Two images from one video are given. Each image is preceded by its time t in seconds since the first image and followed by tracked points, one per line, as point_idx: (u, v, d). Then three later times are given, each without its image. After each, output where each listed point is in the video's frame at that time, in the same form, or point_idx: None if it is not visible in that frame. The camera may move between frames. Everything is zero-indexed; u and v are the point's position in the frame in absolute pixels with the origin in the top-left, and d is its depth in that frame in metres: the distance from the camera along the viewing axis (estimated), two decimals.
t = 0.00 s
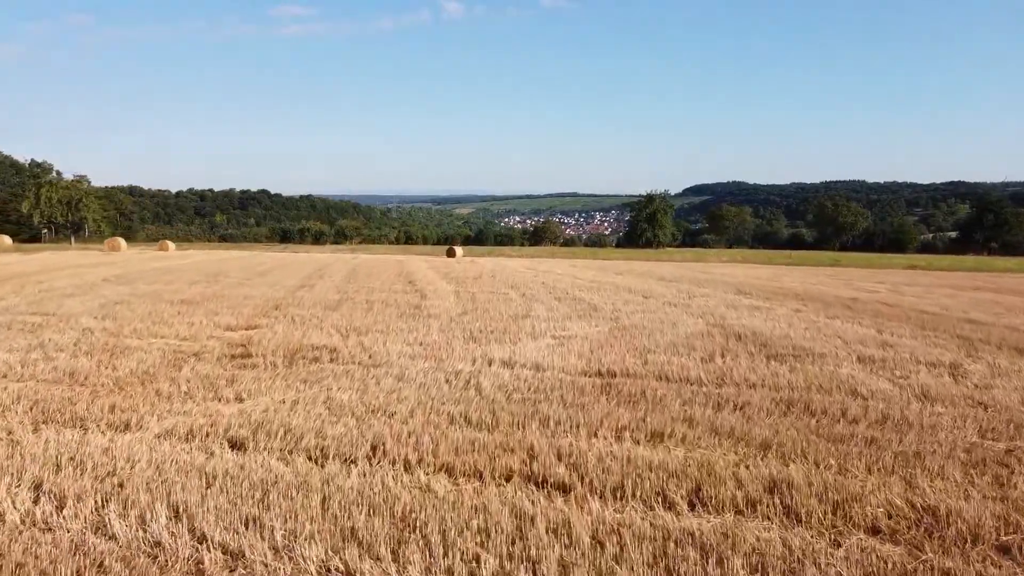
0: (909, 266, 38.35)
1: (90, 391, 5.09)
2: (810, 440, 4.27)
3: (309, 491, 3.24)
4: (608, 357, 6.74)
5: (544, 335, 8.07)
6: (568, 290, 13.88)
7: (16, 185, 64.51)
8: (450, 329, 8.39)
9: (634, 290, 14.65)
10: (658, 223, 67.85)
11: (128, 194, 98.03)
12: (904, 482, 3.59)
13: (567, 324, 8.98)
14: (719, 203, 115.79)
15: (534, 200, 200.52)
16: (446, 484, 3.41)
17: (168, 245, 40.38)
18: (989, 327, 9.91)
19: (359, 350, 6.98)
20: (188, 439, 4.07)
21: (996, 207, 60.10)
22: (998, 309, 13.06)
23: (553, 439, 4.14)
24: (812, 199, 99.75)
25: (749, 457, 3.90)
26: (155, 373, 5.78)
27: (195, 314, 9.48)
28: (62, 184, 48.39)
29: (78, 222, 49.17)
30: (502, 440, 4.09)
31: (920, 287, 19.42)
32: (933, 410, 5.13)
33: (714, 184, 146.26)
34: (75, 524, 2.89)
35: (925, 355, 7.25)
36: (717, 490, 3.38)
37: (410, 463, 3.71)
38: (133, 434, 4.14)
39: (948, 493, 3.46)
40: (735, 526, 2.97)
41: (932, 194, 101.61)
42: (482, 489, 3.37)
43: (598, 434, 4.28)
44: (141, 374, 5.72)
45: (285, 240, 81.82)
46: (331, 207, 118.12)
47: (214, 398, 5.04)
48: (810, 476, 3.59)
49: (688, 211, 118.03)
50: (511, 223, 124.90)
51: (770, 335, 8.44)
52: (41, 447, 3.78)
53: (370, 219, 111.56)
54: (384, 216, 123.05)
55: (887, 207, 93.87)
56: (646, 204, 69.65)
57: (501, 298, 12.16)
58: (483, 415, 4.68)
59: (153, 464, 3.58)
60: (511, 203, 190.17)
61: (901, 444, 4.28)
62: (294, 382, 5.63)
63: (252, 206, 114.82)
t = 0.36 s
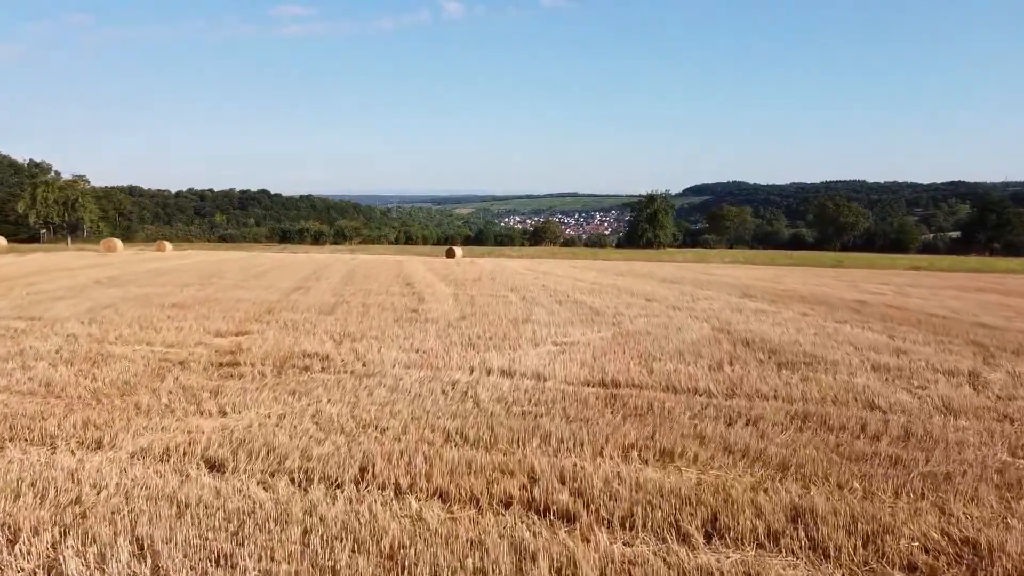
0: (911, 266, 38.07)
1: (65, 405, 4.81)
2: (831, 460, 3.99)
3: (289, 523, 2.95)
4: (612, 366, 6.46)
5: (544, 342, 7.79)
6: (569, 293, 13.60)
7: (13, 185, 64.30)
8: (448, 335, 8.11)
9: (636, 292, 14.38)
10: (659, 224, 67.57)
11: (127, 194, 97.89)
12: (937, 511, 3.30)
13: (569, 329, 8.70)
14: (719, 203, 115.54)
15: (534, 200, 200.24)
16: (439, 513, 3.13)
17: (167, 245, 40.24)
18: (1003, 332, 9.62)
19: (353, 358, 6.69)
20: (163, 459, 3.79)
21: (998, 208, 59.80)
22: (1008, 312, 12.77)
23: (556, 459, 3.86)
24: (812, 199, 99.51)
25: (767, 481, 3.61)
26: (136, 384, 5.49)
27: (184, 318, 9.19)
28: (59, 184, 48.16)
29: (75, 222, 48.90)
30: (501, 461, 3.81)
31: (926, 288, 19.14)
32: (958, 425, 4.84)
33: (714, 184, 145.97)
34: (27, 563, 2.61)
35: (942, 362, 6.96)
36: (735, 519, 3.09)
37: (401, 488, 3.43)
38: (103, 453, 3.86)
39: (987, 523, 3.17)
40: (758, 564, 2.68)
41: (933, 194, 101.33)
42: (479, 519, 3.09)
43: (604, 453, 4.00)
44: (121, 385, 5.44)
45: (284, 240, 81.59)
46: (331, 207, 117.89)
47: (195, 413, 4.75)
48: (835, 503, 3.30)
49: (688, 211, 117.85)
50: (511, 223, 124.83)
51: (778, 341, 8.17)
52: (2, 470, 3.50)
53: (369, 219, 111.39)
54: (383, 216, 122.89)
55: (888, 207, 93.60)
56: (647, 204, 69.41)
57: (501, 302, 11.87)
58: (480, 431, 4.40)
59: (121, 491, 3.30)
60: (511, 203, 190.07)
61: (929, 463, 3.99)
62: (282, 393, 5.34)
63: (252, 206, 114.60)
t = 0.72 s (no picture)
0: (915, 267, 37.74)
1: (31, 423, 4.49)
2: (857, 485, 3.68)
3: (261, 567, 2.64)
4: (616, 377, 6.14)
5: (546, 350, 7.46)
6: (571, 296, 13.27)
7: (10, 185, 64.03)
8: (446, 342, 7.79)
9: (639, 295, 14.06)
10: (659, 224, 67.23)
11: (126, 194, 97.69)
12: (983, 550, 2.97)
13: (571, 336, 8.38)
14: (720, 204, 115.16)
15: (534, 200, 199.87)
16: (431, 552, 2.81)
17: (164, 245, 40.06)
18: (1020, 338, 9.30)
19: (344, 368, 6.37)
20: (130, 487, 3.47)
21: (1001, 208, 59.47)
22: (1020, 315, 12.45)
23: (558, 486, 3.55)
24: (813, 199, 99.21)
25: (790, 513, 3.30)
26: (112, 398, 5.17)
27: (172, 325, 8.87)
28: (55, 184, 47.85)
29: (70, 223, 48.59)
30: (499, 488, 3.49)
31: (933, 291, 18.81)
32: (988, 443, 4.53)
33: (715, 184, 145.64)
34: None
35: (962, 373, 6.63)
36: (759, 559, 2.78)
37: (388, 523, 3.11)
38: (65, 480, 3.54)
39: None
40: None
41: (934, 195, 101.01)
42: (475, 558, 2.78)
43: (611, 478, 3.68)
44: (95, 400, 5.11)
45: (283, 240, 81.28)
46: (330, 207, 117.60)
47: (172, 431, 4.43)
48: (868, 539, 2.99)
49: (688, 211, 117.57)
50: (510, 223, 124.51)
51: (789, 348, 7.85)
52: None
53: (368, 219, 111.12)
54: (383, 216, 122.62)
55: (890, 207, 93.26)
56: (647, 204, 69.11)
57: (500, 306, 11.55)
58: (477, 453, 4.08)
59: (78, 527, 2.98)
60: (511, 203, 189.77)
61: (964, 489, 3.67)
62: (267, 408, 5.02)
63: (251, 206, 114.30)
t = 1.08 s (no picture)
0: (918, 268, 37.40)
1: None
2: (888, 515, 3.37)
3: None
4: (621, 389, 5.83)
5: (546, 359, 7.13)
6: (572, 299, 12.95)
7: (7, 185, 63.75)
8: (442, 350, 7.46)
9: (641, 298, 13.76)
10: (660, 225, 66.93)
11: (124, 194, 97.42)
12: None
13: (573, 342, 8.07)
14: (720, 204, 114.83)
15: (534, 200, 199.57)
16: None
17: (161, 246, 39.78)
18: None
19: (334, 379, 6.04)
20: (91, 519, 3.15)
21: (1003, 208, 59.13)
22: None
23: (562, 518, 3.23)
24: (814, 199, 98.89)
25: (817, 550, 2.99)
26: (85, 413, 4.85)
27: (159, 331, 8.54)
28: (51, 185, 47.53)
29: (67, 223, 48.25)
30: (496, 520, 3.18)
31: (940, 293, 18.48)
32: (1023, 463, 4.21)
33: (715, 185, 145.32)
34: None
35: (984, 383, 6.32)
36: None
37: (373, 563, 2.80)
38: (20, 510, 3.22)
39: None
40: None
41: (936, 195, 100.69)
42: None
43: (618, 507, 3.38)
44: (67, 415, 4.80)
45: (281, 241, 80.94)
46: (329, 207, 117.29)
47: (145, 451, 4.11)
48: None
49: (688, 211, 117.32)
50: (510, 223, 124.20)
51: (800, 356, 7.52)
52: None
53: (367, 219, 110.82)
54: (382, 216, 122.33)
55: (891, 207, 92.90)
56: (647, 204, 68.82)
57: (499, 310, 11.22)
58: (473, 477, 3.77)
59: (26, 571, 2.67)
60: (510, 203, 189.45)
61: (1005, 520, 3.36)
62: (249, 423, 4.71)
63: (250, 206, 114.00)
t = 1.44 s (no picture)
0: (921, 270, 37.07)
1: None
2: (924, 551, 3.06)
3: None
4: (626, 402, 5.53)
5: (548, 368, 6.82)
6: (574, 303, 12.64)
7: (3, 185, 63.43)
8: (438, 358, 7.15)
9: (644, 301, 13.46)
10: (661, 225, 66.60)
11: (123, 194, 97.10)
12: None
13: (575, 350, 7.77)
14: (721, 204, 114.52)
15: (534, 200, 199.28)
16: None
17: (157, 246, 39.48)
18: None
19: (323, 391, 5.74)
20: (42, 559, 2.85)
21: (1005, 209, 58.84)
22: None
23: (566, 556, 2.92)
24: (815, 199, 98.60)
25: None
26: (54, 431, 4.54)
27: (145, 337, 8.22)
28: (47, 185, 47.20)
29: (63, 224, 47.92)
30: (493, 560, 2.86)
31: (947, 296, 18.15)
32: None
33: (716, 185, 145.03)
34: None
35: (1007, 394, 6.03)
36: None
37: None
38: None
39: None
40: None
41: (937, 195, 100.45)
42: None
43: (628, 543, 3.06)
44: (34, 433, 4.48)
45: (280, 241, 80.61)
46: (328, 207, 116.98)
47: (113, 476, 3.80)
48: None
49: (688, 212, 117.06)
50: (510, 224, 123.89)
51: (812, 365, 7.21)
52: None
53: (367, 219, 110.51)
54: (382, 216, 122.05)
55: (892, 207, 92.59)
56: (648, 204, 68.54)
57: (499, 314, 10.91)
58: (468, 506, 3.45)
59: None
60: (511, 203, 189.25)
61: None
62: (229, 442, 4.40)
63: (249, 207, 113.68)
